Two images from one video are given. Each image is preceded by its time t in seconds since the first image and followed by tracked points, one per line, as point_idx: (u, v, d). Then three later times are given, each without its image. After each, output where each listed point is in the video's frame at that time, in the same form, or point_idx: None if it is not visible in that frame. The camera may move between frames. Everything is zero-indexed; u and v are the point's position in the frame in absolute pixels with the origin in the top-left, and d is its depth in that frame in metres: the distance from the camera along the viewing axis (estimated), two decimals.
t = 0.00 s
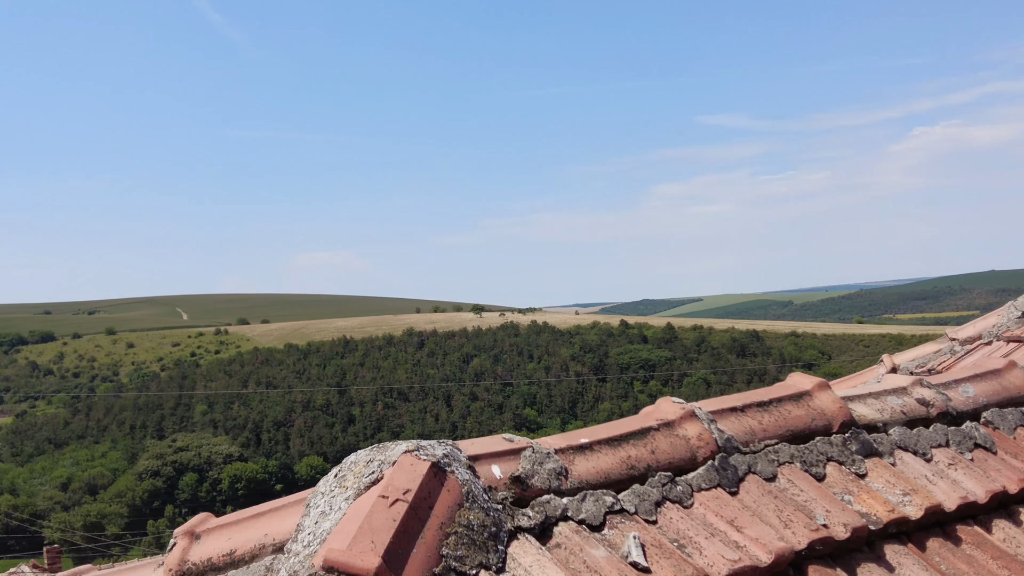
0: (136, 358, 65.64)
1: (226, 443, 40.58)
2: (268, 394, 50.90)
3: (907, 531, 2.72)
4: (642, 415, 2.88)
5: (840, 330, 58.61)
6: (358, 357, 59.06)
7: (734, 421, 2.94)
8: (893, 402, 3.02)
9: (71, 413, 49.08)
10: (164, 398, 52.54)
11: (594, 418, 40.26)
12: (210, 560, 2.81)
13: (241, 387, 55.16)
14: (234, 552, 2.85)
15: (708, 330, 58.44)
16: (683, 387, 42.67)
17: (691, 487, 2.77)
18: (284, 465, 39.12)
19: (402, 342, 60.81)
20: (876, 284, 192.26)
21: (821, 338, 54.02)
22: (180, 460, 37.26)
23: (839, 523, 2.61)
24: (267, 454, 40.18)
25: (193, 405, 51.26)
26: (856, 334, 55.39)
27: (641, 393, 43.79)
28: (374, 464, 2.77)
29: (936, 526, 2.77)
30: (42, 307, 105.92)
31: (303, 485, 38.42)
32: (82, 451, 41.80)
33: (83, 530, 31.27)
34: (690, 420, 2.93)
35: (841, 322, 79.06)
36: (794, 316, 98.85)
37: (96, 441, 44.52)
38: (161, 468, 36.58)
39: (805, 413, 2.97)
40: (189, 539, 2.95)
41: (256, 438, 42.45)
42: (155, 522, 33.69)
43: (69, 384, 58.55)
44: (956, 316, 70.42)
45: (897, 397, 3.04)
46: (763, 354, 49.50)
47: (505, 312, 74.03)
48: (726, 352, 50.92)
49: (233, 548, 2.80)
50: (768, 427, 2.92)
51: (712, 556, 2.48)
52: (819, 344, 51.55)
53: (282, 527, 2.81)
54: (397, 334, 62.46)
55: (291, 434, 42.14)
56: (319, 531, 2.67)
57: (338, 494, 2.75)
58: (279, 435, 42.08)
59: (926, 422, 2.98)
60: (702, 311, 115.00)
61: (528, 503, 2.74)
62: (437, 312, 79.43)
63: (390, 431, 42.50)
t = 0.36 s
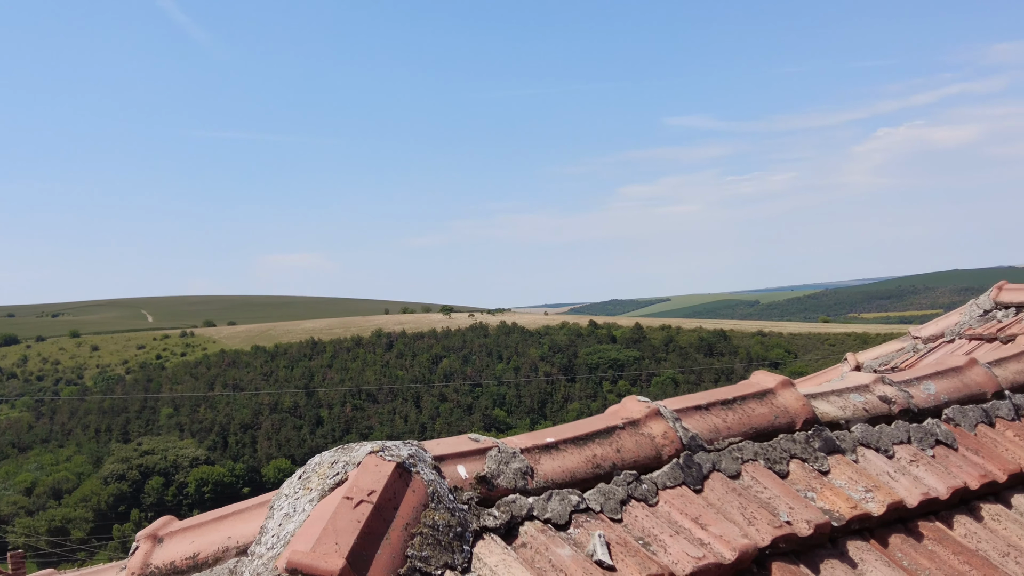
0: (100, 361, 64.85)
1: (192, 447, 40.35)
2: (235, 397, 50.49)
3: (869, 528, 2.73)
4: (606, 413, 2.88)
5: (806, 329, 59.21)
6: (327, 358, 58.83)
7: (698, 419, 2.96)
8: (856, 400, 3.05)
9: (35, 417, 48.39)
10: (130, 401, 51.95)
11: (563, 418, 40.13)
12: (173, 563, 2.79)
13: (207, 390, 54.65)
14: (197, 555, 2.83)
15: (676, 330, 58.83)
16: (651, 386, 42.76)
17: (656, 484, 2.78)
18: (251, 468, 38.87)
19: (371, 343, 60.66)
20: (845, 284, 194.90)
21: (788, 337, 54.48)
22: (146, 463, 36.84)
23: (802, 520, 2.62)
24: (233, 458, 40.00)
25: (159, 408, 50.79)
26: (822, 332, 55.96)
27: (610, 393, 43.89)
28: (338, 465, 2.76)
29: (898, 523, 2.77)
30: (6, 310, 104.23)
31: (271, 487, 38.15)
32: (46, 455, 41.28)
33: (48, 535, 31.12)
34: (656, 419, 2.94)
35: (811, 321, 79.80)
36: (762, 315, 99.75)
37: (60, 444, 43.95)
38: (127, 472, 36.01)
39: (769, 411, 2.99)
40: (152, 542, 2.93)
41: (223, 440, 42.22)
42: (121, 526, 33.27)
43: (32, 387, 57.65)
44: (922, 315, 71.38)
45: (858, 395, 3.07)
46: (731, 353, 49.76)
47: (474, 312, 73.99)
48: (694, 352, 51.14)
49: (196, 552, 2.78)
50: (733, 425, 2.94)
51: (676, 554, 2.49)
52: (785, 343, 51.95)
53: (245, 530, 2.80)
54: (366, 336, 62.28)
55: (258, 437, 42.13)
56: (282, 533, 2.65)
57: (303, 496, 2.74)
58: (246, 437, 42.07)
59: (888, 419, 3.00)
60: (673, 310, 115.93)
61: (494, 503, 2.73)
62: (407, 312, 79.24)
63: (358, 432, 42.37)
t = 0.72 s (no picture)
0: (64, 364, 63.97)
1: (158, 450, 40.06)
2: (202, 399, 50.22)
3: (831, 528, 2.75)
4: (572, 415, 2.89)
5: (772, 330, 59.73)
6: (295, 361, 58.63)
7: (662, 420, 2.98)
8: (818, 401, 3.08)
9: None
10: (94, 405, 51.41)
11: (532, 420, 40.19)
12: (134, 568, 2.77)
13: (174, 393, 54.25)
14: (160, 560, 2.81)
15: (645, 332, 59.20)
16: (620, 387, 43.02)
17: (620, 486, 2.79)
18: (218, 472, 38.61)
19: (339, 345, 60.66)
20: (815, 285, 196.85)
21: (754, 338, 54.90)
22: (112, 467, 36.53)
23: (763, 520, 2.65)
24: (201, 461, 39.76)
25: (125, 412, 50.34)
26: (788, 333, 56.47)
27: (579, 394, 43.89)
28: (302, 469, 2.75)
29: (858, 523, 2.79)
30: None
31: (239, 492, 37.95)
32: (9, 460, 40.75)
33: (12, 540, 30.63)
34: (620, 420, 2.95)
35: (782, 320, 80.67)
36: (730, 316, 100.76)
37: (24, 449, 43.41)
38: (93, 476, 35.80)
39: (733, 412, 3.01)
40: (113, 547, 2.92)
41: (189, 444, 42.08)
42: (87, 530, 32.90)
43: None
44: (888, 315, 72.28)
45: (820, 397, 3.10)
46: (699, 354, 50.03)
47: (444, 314, 73.92)
48: (662, 353, 51.48)
49: (159, 557, 2.76)
50: (696, 426, 2.96)
51: (640, 555, 2.50)
52: (753, 343, 52.36)
53: (208, 534, 2.78)
54: (334, 338, 62.27)
55: (226, 440, 42.08)
56: (246, 537, 2.63)
57: (266, 499, 2.73)
58: (213, 441, 42.33)
59: (848, 419, 3.03)
60: (643, 311, 116.49)
61: (459, 505, 2.74)
62: (376, 314, 78.96)
63: (327, 435, 42.29)
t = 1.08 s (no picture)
0: (30, 367, 63.01)
1: (126, 455, 39.68)
2: (170, 403, 49.86)
3: (795, 530, 2.76)
4: (539, 419, 2.89)
5: (741, 332, 60.07)
6: (264, 364, 58.24)
7: (629, 423, 2.99)
8: (784, 403, 3.11)
9: None
10: (60, 409, 50.72)
11: (504, 423, 39.79)
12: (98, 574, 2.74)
13: (141, 397, 53.74)
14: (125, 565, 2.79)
15: (615, 334, 59.34)
16: (591, 391, 42.80)
17: (588, 489, 2.80)
18: (187, 476, 38.41)
19: (309, 349, 60.25)
20: (788, 287, 198.46)
21: (724, 340, 55.14)
22: (79, 472, 36.17)
23: (729, 521, 2.67)
24: (168, 466, 39.25)
25: (91, 416, 49.73)
26: (757, 335, 56.79)
27: (550, 398, 43.01)
28: (268, 474, 2.74)
29: (824, 524, 2.80)
30: None
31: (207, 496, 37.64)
32: None
33: None
34: (587, 424, 2.95)
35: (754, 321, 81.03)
36: (702, 317, 101.05)
37: None
38: (60, 481, 35.36)
39: (699, 414, 3.03)
40: (77, 553, 2.89)
41: (157, 448, 41.88)
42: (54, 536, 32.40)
43: None
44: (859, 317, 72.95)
45: (786, 399, 3.13)
46: (669, 357, 50.13)
47: (415, 317, 73.68)
48: (633, 355, 51.41)
49: (124, 561, 2.74)
50: (663, 428, 2.97)
51: (606, 558, 2.51)
52: (722, 346, 52.56)
53: (173, 540, 2.76)
54: (304, 342, 61.83)
55: (194, 445, 41.96)
56: (212, 542, 2.61)
57: (231, 504, 2.71)
58: (181, 445, 41.83)
59: (814, 422, 3.05)
60: (616, 313, 116.80)
61: (427, 510, 2.73)
62: (346, 317, 78.53)
63: (297, 439, 42.10)
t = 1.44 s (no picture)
0: None
1: (93, 461, 39.53)
2: (138, 409, 49.66)
3: (756, 533, 2.76)
4: (503, 424, 2.90)
5: (712, 336, 60.29)
6: (233, 369, 57.99)
7: (593, 428, 3.00)
8: (745, 407, 3.12)
9: None
10: (26, 415, 50.26)
11: (475, 427, 39.52)
12: None
13: (108, 403, 53.39)
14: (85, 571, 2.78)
15: (587, 338, 59.41)
16: (563, 395, 42.65)
17: (550, 494, 2.81)
18: (154, 482, 38.62)
19: (280, 352, 60.05)
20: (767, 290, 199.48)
21: (695, 344, 55.30)
22: (46, 478, 36.21)
23: (690, 526, 2.68)
24: (137, 471, 39.82)
25: (58, 421, 49.35)
26: (727, 339, 56.97)
27: (521, 401, 43.40)
28: (228, 480, 2.74)
29: (784, 528, 2.80)
30: None
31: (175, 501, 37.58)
32: None
33: None
34: (551, 429, 2.96)
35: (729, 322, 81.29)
36: (675, 319, 101.19)
37: None
38: (25, 488, 35.63)
39: (662, 419, 3.05)
40: (37, 560, 2.88)
41: (125, 454, 41.89)
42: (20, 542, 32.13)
43: None
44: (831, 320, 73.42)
45: (747, 403, 3.14)
46: (640, 360, 50.16)
47: (386, 321, 73.43)
48: (605, 358, 51.45)
49: (82, 568, 2.73)
50: (625, 434, 2.98)
51: (567, 562, 2.52)
52: (693, 349, 52.70)
53: (133, 548, 2.75)
54: (274, 346, 61.60)
55: (162, 450, 42.09)
56: (170, 550, 2.61)
57: (191, 512, 2.71)
58: (149, 450, 41.95)
59: (775, 425, 3.08)
60: (591, 316, 116.90)
61: (388, 515, 2.73)
62: (317, 322, 78.16)
63: (266, 444, 41.72)
